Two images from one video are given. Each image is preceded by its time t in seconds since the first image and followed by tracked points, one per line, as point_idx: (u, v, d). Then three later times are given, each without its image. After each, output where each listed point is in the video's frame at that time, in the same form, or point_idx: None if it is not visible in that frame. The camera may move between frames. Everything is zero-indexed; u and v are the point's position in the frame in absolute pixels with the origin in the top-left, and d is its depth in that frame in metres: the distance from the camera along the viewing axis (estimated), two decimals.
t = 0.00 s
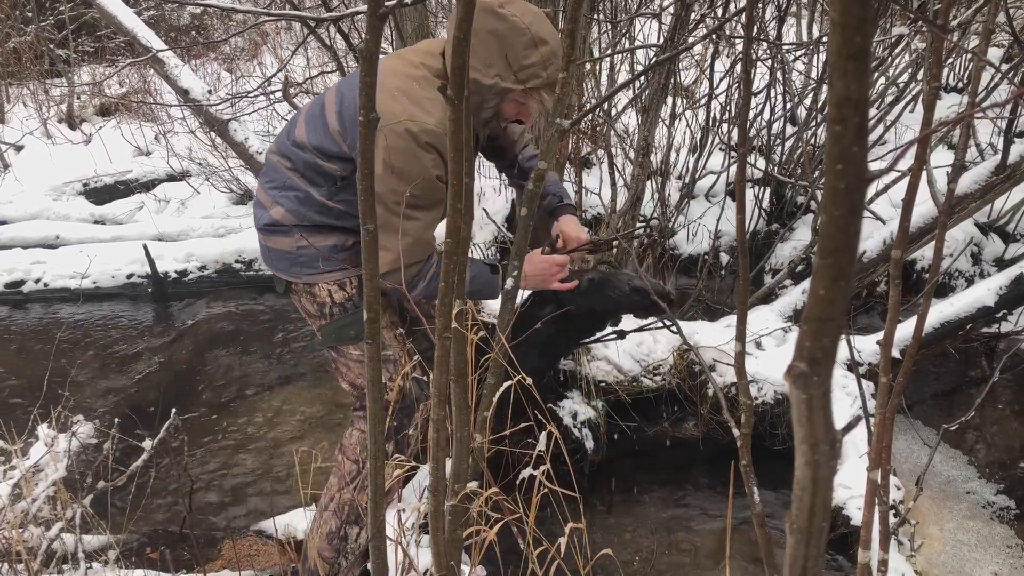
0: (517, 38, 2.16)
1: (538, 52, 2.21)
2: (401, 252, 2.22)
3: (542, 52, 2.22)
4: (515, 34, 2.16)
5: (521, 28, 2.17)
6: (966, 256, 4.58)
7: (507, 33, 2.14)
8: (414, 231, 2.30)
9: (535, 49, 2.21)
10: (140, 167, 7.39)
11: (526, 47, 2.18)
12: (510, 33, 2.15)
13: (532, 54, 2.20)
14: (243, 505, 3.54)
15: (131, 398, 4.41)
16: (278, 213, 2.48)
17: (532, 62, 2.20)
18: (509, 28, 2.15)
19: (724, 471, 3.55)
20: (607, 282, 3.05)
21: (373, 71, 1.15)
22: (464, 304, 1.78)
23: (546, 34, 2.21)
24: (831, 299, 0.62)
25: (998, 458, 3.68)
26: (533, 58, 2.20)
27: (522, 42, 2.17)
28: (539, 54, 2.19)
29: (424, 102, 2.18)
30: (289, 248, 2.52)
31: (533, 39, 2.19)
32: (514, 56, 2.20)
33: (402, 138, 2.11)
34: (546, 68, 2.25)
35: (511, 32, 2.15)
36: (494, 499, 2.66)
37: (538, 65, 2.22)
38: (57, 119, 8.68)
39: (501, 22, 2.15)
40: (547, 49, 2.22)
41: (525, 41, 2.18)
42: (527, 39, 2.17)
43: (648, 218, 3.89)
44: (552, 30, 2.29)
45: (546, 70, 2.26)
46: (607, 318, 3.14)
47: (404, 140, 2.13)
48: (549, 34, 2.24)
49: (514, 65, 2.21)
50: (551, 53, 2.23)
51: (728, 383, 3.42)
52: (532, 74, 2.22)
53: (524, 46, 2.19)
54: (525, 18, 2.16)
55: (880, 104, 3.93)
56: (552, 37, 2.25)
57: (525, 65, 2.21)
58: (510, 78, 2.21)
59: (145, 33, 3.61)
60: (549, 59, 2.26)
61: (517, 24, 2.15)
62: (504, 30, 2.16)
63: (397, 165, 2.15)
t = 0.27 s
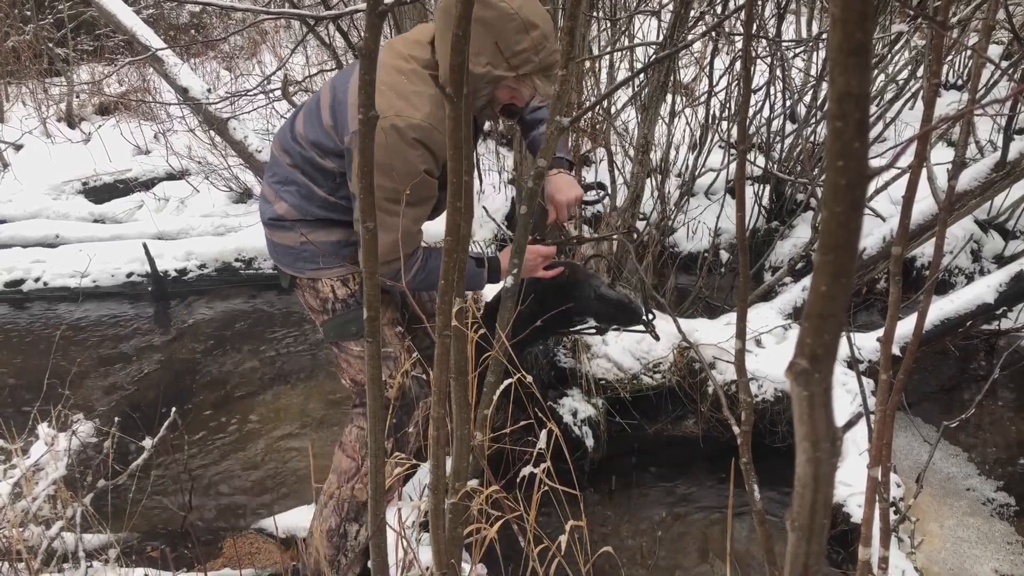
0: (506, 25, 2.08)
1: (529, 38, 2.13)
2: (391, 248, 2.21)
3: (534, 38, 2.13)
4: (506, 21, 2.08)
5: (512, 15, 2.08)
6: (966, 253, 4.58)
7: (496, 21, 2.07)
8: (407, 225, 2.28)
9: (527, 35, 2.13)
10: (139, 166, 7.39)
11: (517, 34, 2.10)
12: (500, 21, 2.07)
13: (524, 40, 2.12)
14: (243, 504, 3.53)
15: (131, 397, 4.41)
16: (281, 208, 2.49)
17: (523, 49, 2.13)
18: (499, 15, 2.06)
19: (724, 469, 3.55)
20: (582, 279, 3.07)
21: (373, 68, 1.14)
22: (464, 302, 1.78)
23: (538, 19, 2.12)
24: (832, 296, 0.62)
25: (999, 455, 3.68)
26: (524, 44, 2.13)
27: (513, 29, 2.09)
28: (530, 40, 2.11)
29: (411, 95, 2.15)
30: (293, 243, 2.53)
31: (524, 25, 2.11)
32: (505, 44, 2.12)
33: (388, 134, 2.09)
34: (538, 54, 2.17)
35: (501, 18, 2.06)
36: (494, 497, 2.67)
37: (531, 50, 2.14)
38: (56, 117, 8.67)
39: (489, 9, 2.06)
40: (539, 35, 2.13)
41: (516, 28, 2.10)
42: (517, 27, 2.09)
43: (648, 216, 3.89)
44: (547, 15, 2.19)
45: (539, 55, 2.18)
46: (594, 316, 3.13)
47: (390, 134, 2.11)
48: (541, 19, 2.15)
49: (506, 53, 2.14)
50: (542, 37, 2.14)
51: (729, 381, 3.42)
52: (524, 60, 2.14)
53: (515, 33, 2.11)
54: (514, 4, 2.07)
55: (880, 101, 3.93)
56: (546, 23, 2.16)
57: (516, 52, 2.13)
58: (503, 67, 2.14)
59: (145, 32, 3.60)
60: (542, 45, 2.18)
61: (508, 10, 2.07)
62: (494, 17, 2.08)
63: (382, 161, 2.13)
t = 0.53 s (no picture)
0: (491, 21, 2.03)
1: (517, 37, 2.06)
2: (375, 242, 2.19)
3: (522, 36, 2.07)
4: (492, 19, 2.03)
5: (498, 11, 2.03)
6: (967, 250, 4.58)
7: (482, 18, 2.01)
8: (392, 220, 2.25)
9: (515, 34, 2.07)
10: (139, 165, 7.39)
11: (502, 31, 2.05)
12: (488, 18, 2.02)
13: (509, 40, 2.06)
14: (245, 502, 3.54)
15: (132, 395, 4.41)
16: (282, 202, 2.48)
17: (512, 49, 2.08)
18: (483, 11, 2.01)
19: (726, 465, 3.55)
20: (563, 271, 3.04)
21: (373, 65, 1.14)
22: (466, 300, 1.77)
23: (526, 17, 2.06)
24: (835, 289, 0.61)
25: (1000, 451, 3.68)
26: (512, 45, 2.07)
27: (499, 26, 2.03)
28: (515, 40, 2.05)
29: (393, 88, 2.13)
30: (295, 238, 2.53)
31: (511, 23, 2.04)
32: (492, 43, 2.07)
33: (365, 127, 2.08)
34: (526, 55, 2.09)
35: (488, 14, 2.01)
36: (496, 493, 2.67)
37: (516, 51, 2.08)
38: (56, 116, 8.67)
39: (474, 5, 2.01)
40: (526, 32, 2.07)
41: (502, 26, 2.04)
42: (503, 25, 2.03)
43: (649, 213, 3.89)
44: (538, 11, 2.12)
45: (526, 54, 2.11)
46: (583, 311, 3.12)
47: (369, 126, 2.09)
48: (529, 16, 2.07)
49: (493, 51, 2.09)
50: (530, 37, 2.08)
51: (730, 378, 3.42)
52: (509, 61, 2.09)
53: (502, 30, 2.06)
54: None
55: (880, 98, 3.92)
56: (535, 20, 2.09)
57: (503, 50, 2.08)
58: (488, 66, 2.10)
59: (145, 29, 3.58)
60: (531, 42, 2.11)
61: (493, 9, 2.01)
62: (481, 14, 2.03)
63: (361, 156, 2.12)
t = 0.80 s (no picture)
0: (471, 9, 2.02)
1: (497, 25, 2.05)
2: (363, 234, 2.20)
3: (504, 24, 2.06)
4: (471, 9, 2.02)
5: None
6: (968, 245, 4.58)
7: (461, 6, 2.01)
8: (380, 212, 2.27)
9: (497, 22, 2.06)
10: (140, 161, 7.39)
11: (482, 19, 2.04)
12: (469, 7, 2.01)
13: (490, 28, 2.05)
14: (247, 496, 3.54)
15: (134, 390, 4.42)
16: (285, 196, 2.48)
17: (494, 36, 2.07)
18: None
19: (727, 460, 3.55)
20: (559, 262, 3.06)
21: (374, 57, 1.14)
22: (466, 293, 1.77)
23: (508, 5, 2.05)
24: (835, 274, 0.61)
25: (1000, 446, 3.68)
26: (493, 32, 2.06)
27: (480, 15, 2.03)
28: (495, 29, 2.04)
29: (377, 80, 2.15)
30: (299, 231, 2.54)
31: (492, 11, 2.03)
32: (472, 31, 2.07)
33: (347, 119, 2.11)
34: (508, 41, 2.09)
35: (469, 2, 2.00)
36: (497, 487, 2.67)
37: (497, 38, 2.08)
38: (57, 112, 8.67)
39: None
40: (508, 20, 2.06)
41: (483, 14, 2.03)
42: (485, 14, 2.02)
43: (650, 208, 3.89)
44: None
45: (510, 41, 2.10)
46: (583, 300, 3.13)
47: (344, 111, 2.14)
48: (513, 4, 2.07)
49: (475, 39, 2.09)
50: (512, 23, 2.06)
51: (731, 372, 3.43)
52: (491, 49, 2.08)
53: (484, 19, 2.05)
54: None
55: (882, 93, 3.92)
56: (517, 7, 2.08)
57: (485, 39, 2.07)
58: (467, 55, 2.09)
59: (145, 25, 3.58)
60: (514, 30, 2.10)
61: None
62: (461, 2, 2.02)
63: (345, 148, 2.15)
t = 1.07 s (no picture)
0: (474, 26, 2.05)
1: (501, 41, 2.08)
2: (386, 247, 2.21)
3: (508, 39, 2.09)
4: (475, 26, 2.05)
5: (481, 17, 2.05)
6: (967, 240, 4.58)
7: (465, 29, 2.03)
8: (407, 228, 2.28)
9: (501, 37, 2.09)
10: (139, 157, 7.39)
11: (486, 37, 2.07)
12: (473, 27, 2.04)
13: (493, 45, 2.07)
14: (246, 492, 3.55)
15: (133, 386, 4.42)
16: (287, 195, 2.49)
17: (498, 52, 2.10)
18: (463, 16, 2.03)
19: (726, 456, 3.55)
20: (551, 240, 3.15)
21: (371, 52, 1.14)
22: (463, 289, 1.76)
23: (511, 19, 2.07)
24: (830, 268, 0.60)
25: (999, 442, 3.68)
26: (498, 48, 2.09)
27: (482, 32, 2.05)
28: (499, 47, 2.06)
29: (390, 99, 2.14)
30: (299, 228, 2.55)
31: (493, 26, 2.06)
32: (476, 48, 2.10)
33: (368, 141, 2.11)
34: (513, 55, 2.12)
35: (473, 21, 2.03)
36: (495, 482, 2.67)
37: (502, 55, 2.11)
38: (56, 108, 8.67)
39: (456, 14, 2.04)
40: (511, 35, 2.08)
41: (486, 31, 2.06)
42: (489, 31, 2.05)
43: (650, 204, 3.88)
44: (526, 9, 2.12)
45: (514, 55, 2.13)
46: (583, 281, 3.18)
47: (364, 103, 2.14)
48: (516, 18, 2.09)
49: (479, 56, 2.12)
50: (517, 38, 2.09)
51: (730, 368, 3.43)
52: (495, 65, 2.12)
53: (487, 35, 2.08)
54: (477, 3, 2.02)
55: (882, 88, 3.91)
56: (519, 19, 2.10)
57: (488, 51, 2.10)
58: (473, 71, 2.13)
59: (144, 21, 3.58)
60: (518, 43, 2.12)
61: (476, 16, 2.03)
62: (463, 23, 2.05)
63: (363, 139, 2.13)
